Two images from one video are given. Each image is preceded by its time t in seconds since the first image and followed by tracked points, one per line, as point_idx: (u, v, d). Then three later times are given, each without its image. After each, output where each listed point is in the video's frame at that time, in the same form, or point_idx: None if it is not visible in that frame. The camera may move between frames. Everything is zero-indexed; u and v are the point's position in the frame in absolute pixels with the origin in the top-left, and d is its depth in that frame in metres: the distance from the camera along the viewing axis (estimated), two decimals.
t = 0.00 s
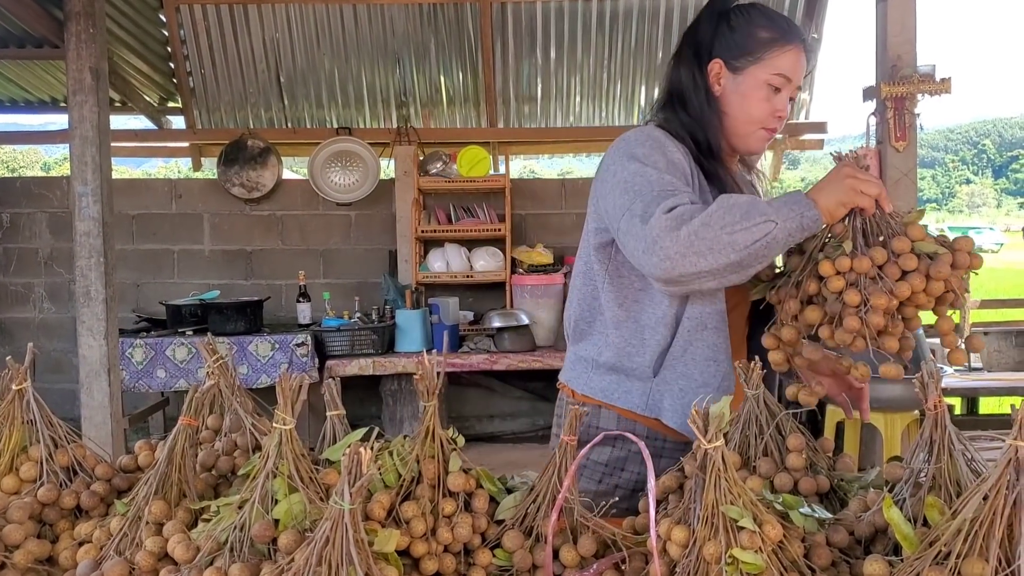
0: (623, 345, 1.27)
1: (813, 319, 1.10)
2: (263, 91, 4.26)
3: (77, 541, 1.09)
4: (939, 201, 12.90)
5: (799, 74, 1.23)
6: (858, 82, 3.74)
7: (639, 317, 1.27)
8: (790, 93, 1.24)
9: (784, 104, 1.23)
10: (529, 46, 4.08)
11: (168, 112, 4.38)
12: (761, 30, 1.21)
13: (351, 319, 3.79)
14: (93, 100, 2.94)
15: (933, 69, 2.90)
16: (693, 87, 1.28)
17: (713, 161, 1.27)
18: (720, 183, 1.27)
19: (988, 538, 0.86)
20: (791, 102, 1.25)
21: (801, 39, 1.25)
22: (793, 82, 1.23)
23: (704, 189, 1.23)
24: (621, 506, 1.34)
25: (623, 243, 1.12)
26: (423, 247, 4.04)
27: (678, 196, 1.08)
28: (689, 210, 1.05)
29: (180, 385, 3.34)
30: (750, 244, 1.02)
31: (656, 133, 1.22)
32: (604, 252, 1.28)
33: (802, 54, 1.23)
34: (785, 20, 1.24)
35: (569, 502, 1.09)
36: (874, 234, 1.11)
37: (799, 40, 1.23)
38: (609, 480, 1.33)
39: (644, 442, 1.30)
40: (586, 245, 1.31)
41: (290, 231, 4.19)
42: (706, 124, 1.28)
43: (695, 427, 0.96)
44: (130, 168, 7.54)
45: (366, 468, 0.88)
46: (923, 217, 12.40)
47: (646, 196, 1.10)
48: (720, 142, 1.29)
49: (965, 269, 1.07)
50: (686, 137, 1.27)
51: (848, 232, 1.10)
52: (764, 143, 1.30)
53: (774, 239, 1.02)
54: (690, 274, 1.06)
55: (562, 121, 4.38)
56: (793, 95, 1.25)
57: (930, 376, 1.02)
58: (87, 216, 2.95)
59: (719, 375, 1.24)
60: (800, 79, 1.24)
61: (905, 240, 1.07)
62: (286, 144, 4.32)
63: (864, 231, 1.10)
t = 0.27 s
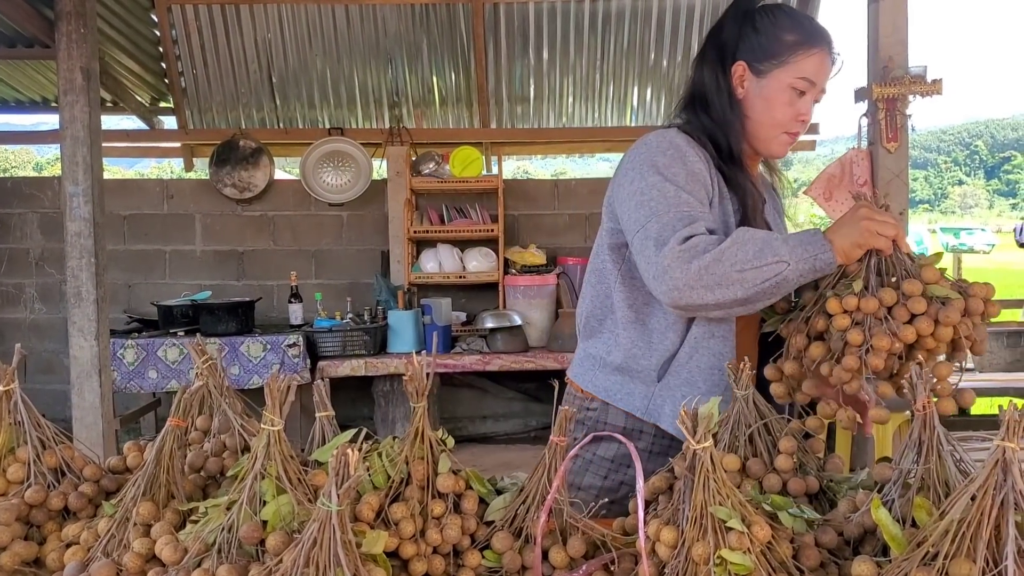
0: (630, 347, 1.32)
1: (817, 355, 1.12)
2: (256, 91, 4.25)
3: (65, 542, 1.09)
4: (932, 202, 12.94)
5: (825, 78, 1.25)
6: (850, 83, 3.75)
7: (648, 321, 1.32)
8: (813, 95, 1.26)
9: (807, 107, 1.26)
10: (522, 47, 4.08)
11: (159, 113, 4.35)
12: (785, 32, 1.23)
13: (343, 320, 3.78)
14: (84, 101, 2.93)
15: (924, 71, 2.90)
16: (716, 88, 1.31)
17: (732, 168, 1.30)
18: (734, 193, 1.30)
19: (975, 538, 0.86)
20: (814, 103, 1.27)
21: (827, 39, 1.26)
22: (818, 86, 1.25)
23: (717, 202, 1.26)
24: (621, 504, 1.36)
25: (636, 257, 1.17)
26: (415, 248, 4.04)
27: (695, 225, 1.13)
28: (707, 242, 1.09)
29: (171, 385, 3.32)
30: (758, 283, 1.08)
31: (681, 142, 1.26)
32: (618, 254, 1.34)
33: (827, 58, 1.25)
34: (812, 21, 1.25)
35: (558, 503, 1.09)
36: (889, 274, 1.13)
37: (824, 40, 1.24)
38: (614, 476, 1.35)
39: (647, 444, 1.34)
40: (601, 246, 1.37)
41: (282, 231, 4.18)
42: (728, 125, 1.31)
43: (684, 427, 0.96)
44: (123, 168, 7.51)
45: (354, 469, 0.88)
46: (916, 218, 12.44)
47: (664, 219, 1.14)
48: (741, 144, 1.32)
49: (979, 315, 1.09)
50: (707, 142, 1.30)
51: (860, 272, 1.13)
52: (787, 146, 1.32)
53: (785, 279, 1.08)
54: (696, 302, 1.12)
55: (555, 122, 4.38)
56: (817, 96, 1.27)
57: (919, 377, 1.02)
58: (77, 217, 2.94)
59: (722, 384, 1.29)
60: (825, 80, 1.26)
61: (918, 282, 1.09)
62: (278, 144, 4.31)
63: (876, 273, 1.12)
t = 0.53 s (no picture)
0: (623, 347, 1.32)
1: (803, 352, 1.12)
2: (250, 90, 4.25)
3: (56, 542, 1.08)
4: (926, 202, 12.99)
5: (818, 76, 1.25)
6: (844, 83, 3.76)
7: (641, 321, 1.32)
8: (806, 92, 1.25)
9: (798, 105, 1.25)
10: (517, 46, 4.08)
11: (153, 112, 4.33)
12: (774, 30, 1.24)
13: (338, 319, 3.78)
14: (78, 100, 2.92)
15: (918, 71, 2.91)
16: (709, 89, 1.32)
17: (726, 167, 1.30)
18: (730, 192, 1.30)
19: (967, 537, 0.86)
20: (807, 101, 1.26)
21: (821, 35, 1.25)
22: (808, 83, 1.24)
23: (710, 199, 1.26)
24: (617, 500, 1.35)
25: (625, 258, 1.19)
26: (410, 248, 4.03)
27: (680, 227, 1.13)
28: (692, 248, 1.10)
29: (165, 385, 3.32)
30: (740, 282, 1.08)
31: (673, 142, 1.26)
32: (612, 254, 1.35)
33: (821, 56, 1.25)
34: (805, 17, 1.24)
35: (551, 503, 1.09)
36: (872, 270, 1.13)
37: (814, 37, 1.23)
38: (610, 474, 1.34)
39: (643, 443, 1.33)
40: (598, 246, 1.38)
41: (277, 230, 4.17)
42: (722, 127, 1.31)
43: (677, 427, 0.96)
44: (117, 168, 7.49)
45: (347, 470, 0.87)
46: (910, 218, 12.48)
47: (650, 220, 1.15)
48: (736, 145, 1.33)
49: (962, 310, 1.09)
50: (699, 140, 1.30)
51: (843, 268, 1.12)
52: (783, 144, 1.31)
53: (766, 277, 1.08)
54: (679, 303, 1.13)
55: (550, 121, 4.39)
56: (811, 93, 1.26)
57: (912, 377, 1.03)
58: (71, 216, 2.93)
59: (714, 384, 1.29)
60: (818, 76, 1.25)
61: (901, 276, 1.09)
62: (273, 144, 4.30)
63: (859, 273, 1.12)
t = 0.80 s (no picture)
0: (601, 344, 1.32)
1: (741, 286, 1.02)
2: (245, 90, 4.24)
3: (53, 543, 1.08)
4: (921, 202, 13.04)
5: (768, 71, 1.17)
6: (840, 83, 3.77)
7: (619, 319, 1.32)
8: (753, 89, 1.18)
9: (743, 102, 1.18)
10: (512, 46, 4.08)
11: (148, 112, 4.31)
12: (725, 29, 1.20)
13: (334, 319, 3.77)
14: (73, 99, 2.92)
15: (913, 71, 2.91)
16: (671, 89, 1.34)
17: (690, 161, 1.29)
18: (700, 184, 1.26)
19: (962, 537, 0.87)
20: (754, 99, 1.18)
21: (774, 37, 1.19)
22: (749, 79, 1.17)
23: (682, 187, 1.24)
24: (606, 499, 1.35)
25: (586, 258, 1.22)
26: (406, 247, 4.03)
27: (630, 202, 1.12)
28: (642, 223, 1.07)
29: (161, 385, 3.31)
30: (670, 236, 1.02)
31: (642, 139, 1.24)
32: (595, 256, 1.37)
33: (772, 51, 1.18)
34: (760, 16, 1.19)
35: (548, 503, 1.09)
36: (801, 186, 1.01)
37: (759, 35, 1.18)
38: (599, 471, 1.35)
39: (630, 440, 1.32)
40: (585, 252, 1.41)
41: (273, 230, 4.17)
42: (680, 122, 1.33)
43: (673, 427, 0.96)
44: (113, 168, 7.48)
45: (343, 470, 0.87)
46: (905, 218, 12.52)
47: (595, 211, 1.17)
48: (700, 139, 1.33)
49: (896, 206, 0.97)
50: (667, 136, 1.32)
51: (769, 192, 1.01)
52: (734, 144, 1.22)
53: (694, 222, 1.00)
54: (627, 277, 1.10)
55: (546, 121, 4.39)
56: (761, 92, 1.19)
57: (907, 377, 1.03)
58: (66, 216, 2.92)
59: (691, 374, 1.28)
60: (766, 73, 1.17)
61: (825, 188, 0.97)
62: (268, 143, 4.30)
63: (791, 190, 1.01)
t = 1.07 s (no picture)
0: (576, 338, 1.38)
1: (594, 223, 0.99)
2: (243, 91, 4.24)
3: (53, 543, 1.08)
4: (916, 202, 13.08)
5: (760, 75, 1.19)
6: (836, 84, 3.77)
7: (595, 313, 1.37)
8: (744, 93, 1.19)
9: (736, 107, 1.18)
10: (509, 47, 4.08)
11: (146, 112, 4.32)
12: (716, 32, 1.20)
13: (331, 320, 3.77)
14: (70, 100, 2.92)
15: (909, 72, 2.92)
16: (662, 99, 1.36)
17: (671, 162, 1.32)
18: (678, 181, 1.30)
19: (960, 535, 0.87)
20: (744, 102, 1.19)
21: (762, 41, 1.20)
22: (738, 84, 1.18)
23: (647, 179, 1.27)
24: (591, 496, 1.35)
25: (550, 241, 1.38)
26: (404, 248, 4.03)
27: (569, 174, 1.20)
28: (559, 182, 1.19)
29: (158, 386, 3.31)
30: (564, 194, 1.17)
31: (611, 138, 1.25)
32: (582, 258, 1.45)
33: (763, 56, 1.19)
34: (749, 20, 1.20)
35: (546, 502, 1.10)
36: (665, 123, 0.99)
37: (746, 40, 1.18)
38: (585, 467, 1.35)
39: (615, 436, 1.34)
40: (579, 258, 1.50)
41: (270, 231, 4.17)
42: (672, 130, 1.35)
43: (672, 427, 0.97)
44: (110, 169, 7.47)
45: (345, 469, 0.88)
46: (901, 219, 12.55)
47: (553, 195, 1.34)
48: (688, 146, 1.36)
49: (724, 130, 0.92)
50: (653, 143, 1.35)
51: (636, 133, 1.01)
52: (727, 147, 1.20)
53: (581, 180, 1.14)
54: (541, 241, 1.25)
55: (543, 122, 4.40)
56: (751, 95, 1.20)
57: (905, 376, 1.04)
58: (63, 216, 2.92)
59: (654, 364, 1.29)
60: (755, 77, 1.18)
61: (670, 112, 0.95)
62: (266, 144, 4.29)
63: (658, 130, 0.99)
